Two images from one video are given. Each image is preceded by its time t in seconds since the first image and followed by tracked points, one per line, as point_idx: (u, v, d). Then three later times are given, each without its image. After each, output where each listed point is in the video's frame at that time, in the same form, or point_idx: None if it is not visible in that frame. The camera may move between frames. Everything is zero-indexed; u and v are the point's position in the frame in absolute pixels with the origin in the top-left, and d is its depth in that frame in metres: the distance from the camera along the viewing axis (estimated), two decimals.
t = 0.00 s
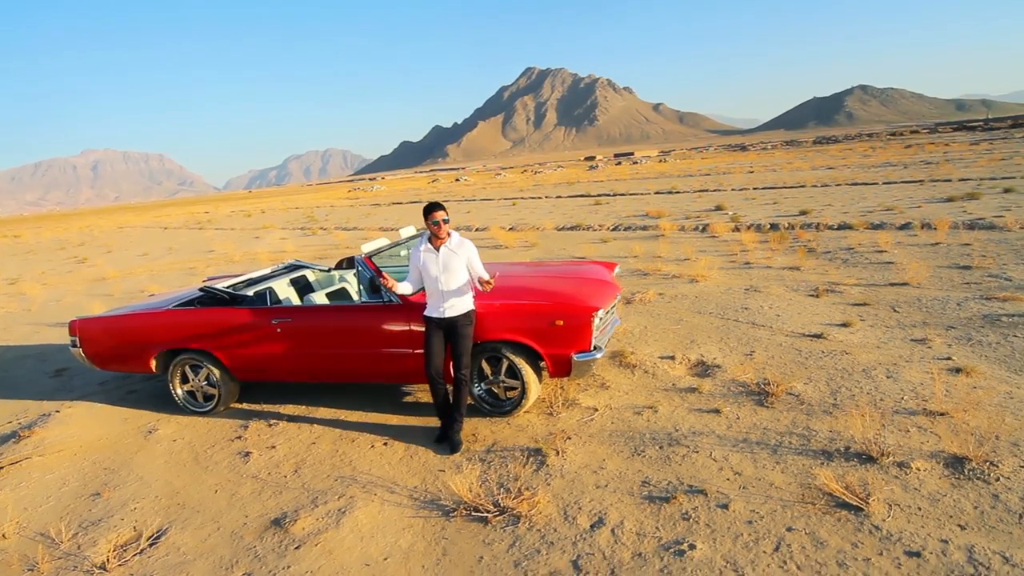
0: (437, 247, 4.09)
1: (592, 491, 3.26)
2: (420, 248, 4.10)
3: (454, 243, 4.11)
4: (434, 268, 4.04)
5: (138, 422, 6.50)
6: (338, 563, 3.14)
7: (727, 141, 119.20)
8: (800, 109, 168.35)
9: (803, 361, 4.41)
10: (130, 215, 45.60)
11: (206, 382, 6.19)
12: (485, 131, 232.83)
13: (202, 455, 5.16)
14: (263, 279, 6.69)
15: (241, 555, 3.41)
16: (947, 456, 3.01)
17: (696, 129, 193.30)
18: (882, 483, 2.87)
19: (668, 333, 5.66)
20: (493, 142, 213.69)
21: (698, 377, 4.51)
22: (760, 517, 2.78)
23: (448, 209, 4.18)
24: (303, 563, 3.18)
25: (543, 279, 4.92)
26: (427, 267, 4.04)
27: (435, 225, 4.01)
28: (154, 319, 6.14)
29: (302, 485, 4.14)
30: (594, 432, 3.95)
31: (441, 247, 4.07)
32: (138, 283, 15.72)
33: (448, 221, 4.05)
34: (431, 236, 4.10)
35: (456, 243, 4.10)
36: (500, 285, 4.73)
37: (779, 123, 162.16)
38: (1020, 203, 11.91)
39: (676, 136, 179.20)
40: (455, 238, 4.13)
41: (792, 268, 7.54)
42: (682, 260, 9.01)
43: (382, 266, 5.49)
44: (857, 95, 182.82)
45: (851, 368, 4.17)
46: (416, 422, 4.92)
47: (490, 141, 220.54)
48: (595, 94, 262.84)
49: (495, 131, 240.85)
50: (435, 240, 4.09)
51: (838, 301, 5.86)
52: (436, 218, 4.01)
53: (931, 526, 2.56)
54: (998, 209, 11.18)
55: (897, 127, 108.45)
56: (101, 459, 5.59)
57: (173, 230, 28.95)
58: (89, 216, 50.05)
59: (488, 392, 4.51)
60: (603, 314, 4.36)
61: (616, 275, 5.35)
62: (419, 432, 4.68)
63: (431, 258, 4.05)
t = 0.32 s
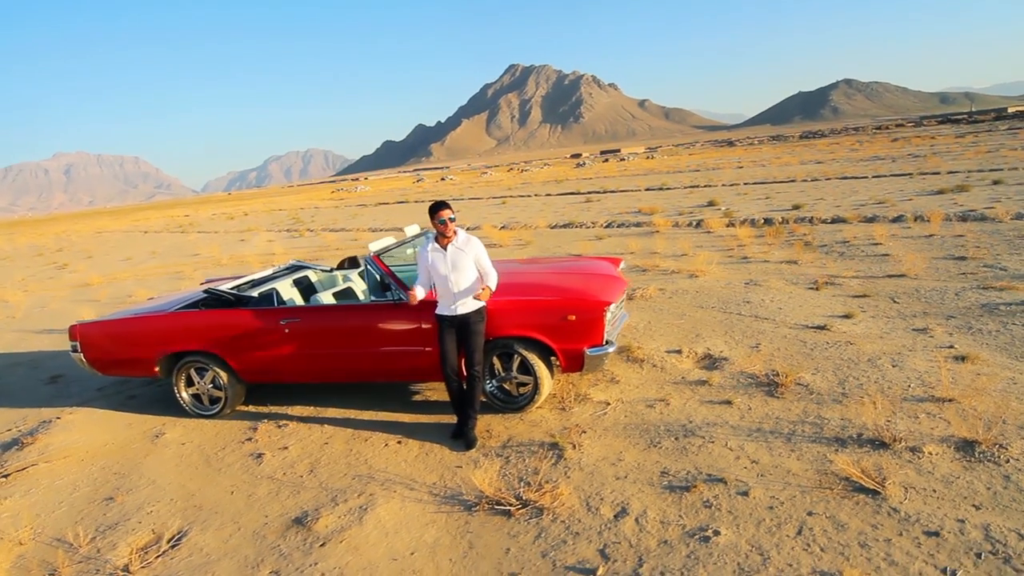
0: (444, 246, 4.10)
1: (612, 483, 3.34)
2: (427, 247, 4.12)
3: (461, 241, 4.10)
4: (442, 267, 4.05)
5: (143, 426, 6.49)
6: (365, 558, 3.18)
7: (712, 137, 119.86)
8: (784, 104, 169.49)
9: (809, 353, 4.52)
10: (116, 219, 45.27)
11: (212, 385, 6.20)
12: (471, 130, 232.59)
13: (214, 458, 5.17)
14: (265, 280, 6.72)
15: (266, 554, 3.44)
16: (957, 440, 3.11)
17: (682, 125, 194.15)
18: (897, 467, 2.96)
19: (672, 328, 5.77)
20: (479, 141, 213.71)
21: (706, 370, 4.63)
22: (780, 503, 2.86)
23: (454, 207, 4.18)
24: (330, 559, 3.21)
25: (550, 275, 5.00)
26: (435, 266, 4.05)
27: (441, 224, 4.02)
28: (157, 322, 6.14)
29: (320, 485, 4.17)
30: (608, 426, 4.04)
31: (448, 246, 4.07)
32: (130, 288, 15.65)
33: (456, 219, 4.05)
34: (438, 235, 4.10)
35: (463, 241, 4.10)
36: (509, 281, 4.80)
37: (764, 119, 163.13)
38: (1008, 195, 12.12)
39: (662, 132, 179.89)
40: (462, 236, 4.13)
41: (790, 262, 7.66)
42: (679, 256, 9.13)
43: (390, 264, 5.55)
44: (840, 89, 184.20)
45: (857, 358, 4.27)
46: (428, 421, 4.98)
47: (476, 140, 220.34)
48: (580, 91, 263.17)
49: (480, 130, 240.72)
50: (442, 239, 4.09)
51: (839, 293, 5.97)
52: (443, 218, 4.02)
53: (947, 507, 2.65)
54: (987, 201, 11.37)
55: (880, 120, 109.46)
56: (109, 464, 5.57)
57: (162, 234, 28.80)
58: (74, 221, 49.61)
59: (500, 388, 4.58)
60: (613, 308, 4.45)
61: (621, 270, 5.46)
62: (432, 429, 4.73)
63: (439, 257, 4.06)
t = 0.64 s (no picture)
0: (461, 240, 4.16)
1: (636, 471, 3.43)
2: (444, 241, 4.18)
3: (478, 235, 4.16)
4: (459, 261, 4.11)
5: (155, 427, 6.52)
6: (397, 549, 3.24)
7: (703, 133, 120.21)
8: (774, 100, 170.31)
9: (819, 343, 4.63)
10: (107, 221, 45.04)
11: (225, 385, 6.24)
12: (461, 129, 232.38)
13: (231, 457, 5.22)
14: (272, 280, 6.76)
15: (296, 548, 3.49)
16: (971, 423, 3.21)
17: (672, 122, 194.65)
18: (914, 450, 3.05)
19: (681, 321, 5.89)
20: (469, 139, 213.49)
21: (718, 362, 4.75)
22: (803, 487, 2.94)
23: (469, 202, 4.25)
24: (362, 552, 3.27)
25: (563, 269, 5.09)
26: (453, 260, 4.12)
27: (458, 219, 4.08)
28: (168, 323, 6.17)
29: (343, 481, 4.24)
30: (627, 418, 4.13)
31: (465, 240, 4.13)
32: (128, 291, 15.64)
33: (472, 214, 4.12)
34: (455, 230, 4.16)
35: (480, 235, 4.16)
36: (524, 276, 4.88)
37: (753, 114, 163.76)
38: (1004, 187, 12.28)
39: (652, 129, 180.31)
40: (478, 231, 4.19)
41: (792, 256, 7.78)
42: (681, 251, 9.25)
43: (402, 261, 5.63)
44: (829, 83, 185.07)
45: (867, 347, 4.37)
46: (445, 417, 5.06)
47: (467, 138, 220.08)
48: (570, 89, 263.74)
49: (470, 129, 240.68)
50: (459, 233, 4.15)
51: (843, 285, 6.09)
52: (460, 213, 4.09)
53: (966, 487, 2.74)
54: (983, 192, 11.52)
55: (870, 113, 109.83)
56: (125, 465, 5.60)
57: (156, 236, 28.74)
58: (64, 224, 49.32)
59: (516, 382, 4.65)
60: (628, 302, 4.55)
61: (631, 264, 5.56)
62: (450, 425, 4.81)
63: (456, 251, 4.12)
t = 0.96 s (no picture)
0: (486, 233, 4.29)
1: (661, 459, 3.53)
2: (469, 235, 4.31)
3: (502, 227, 4.29)
4: (485, 254, 4.24)
5: (170, 426, 6.59)
6: (432, 538, 3.33)
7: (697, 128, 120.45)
8: (766, 94, 170.68)
9: (831, 333, 4.74)
10: (101, 223, 44.98)
11: (241, 383, 6.31)
12: (454, 127, 232.22)
13: (253, 454, 5.30)
14: (284, 279, 6.82)
15: (331, 539, 3.58)
16: (986, 406, 3.32)
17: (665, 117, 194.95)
18: (932, 433, 3.15)
19: (691, 314, 6.01)
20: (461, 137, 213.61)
21: (732, 352, 4.87)
22: (827, 470, 3.05)
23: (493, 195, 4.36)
24: (397, 541, 3.36)
25: (578, 263, 5.21)
26: (478, 253, 4.25)
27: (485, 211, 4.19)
28: (185, 323, 6.23)
29: (369, 474, 4.32)
30: (646, 408, 4.24)
31: (490, 233, 4.26)
32: (131, 293, 15.70)
33: (497, 206, 4.24)
34: (480, 222, 4.29)
35: (504, 228, 4.29)
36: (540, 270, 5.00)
37: (746, 109, 164.14)
38: (1002, 178, 12.43)
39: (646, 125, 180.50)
40: (503, 223, 4.32)
41: (796, 249, 7.91)
42: (686, 246, 9.37)
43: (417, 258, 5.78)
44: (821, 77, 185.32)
45: (879, 336, 4.48)
46: (464, 412, 5.15)
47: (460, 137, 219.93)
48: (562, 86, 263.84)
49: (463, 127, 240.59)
50: (483, 226, 4.28)
51: (850, 277, 6.21)
52: (486, 204, 4.20)
53: (985, 466, 2.85)
54: (982, 184, 11.66)
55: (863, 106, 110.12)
56: (146, 463, 5.66)
57: (154, 238, 28.75)
58: (58, 227, 49.22)
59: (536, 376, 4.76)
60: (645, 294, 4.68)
61: (642, 257, 5.69)
62: (470, 419, 4.91)
63: (481, 244, 4.25)
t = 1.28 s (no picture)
0: (514, 225, 4.55)
1: (686, 444, 3.65)
2: (498, 227, 4.57)
3: (530, 220, 4.55)
4: (513, 245, 4.51)
5: (189, 424, 6.68)
6: (467, 524, 3.44)
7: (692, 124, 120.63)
8: (760, 89, 170.96)
9: (844, 322, 4.86)
10: (98, 226, 44.92)
11: (260, 380, 6.41)
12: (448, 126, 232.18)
13: (277, 449, 5.40)
14: (297, 277, 6.90)
15: (367, 527, 3.68)
16: (1001, 388, 3.44)
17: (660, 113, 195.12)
18: (951, 414, 3.27)
19: (703, 306, 6.14)
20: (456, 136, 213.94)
21: (747, 342, 5.00)
22: (850, 451, 3.16)
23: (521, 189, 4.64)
24: (434, 527, 3.47)
25: (594, 256, 5.39)
26: (507, 245, 4.51)
27: (514, 203, 4.47)
28: (205, 321, 6.32)
29: (397, 465, 4.43)
30: (667, 396, 4.37)
31: (518, 225, 4.52)
32: (135, 295, 15.76)
33: (524, 199, 4.52)
34: (509, 215, 4.55)
35: (532, 220, 4.54)
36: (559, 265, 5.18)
37: (740, 104, 164.46)
38: (1003, 169, 12.57)
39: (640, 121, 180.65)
40: (531, 216, 4.58)
41: (802, 243, 8.05)
42: (691, 241, 9.51)
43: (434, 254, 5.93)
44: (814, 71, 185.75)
45: (891, 324, 4.61)
46: (485, 405, 5.27)
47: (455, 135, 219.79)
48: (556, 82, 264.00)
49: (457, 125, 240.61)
50: (512, 219, 4.54)
51: (857, 267, 6.35)
52: (514, 197, 4.49)
53: (1004, 444, 2.97)
54: (983, 175, 11.81)
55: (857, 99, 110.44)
56: (170, 459, 5.75)
57: (153, 240, 28.75)
58: (55, 230, 49.34)
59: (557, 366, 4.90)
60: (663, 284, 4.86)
61: (655, 249, 5.86)
62: (492, 412, 5.02)
63: (510, 236, 4.52)
